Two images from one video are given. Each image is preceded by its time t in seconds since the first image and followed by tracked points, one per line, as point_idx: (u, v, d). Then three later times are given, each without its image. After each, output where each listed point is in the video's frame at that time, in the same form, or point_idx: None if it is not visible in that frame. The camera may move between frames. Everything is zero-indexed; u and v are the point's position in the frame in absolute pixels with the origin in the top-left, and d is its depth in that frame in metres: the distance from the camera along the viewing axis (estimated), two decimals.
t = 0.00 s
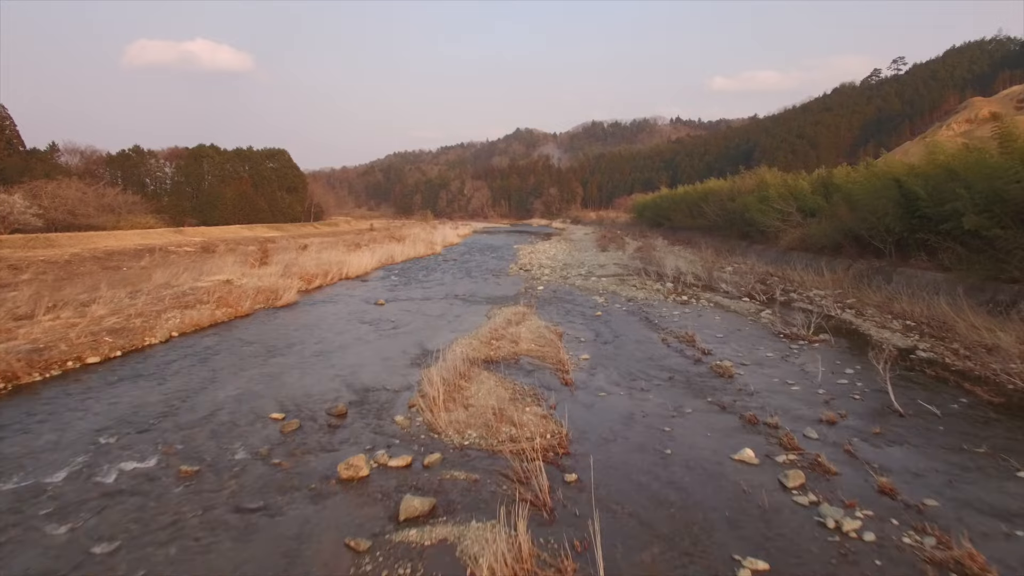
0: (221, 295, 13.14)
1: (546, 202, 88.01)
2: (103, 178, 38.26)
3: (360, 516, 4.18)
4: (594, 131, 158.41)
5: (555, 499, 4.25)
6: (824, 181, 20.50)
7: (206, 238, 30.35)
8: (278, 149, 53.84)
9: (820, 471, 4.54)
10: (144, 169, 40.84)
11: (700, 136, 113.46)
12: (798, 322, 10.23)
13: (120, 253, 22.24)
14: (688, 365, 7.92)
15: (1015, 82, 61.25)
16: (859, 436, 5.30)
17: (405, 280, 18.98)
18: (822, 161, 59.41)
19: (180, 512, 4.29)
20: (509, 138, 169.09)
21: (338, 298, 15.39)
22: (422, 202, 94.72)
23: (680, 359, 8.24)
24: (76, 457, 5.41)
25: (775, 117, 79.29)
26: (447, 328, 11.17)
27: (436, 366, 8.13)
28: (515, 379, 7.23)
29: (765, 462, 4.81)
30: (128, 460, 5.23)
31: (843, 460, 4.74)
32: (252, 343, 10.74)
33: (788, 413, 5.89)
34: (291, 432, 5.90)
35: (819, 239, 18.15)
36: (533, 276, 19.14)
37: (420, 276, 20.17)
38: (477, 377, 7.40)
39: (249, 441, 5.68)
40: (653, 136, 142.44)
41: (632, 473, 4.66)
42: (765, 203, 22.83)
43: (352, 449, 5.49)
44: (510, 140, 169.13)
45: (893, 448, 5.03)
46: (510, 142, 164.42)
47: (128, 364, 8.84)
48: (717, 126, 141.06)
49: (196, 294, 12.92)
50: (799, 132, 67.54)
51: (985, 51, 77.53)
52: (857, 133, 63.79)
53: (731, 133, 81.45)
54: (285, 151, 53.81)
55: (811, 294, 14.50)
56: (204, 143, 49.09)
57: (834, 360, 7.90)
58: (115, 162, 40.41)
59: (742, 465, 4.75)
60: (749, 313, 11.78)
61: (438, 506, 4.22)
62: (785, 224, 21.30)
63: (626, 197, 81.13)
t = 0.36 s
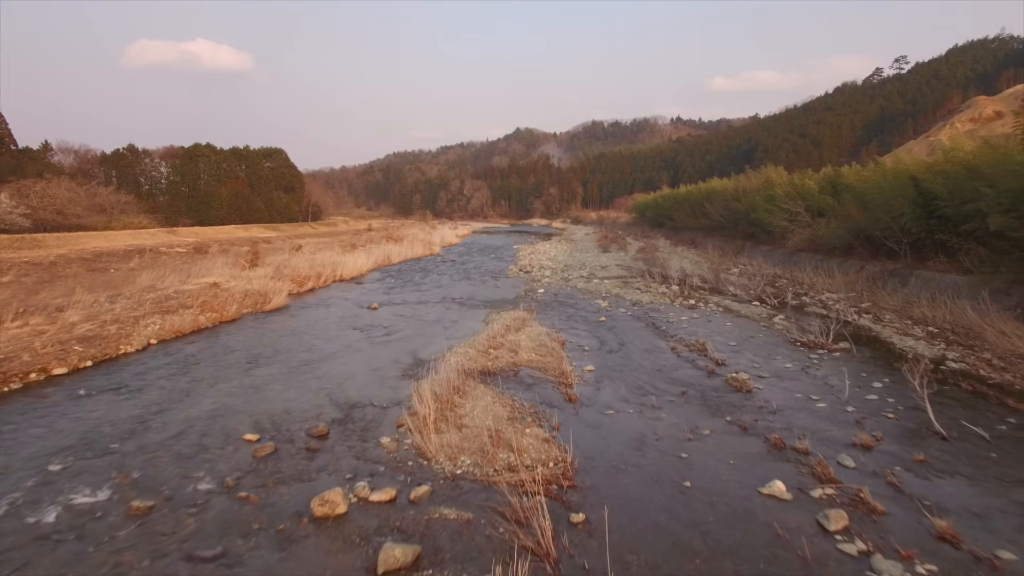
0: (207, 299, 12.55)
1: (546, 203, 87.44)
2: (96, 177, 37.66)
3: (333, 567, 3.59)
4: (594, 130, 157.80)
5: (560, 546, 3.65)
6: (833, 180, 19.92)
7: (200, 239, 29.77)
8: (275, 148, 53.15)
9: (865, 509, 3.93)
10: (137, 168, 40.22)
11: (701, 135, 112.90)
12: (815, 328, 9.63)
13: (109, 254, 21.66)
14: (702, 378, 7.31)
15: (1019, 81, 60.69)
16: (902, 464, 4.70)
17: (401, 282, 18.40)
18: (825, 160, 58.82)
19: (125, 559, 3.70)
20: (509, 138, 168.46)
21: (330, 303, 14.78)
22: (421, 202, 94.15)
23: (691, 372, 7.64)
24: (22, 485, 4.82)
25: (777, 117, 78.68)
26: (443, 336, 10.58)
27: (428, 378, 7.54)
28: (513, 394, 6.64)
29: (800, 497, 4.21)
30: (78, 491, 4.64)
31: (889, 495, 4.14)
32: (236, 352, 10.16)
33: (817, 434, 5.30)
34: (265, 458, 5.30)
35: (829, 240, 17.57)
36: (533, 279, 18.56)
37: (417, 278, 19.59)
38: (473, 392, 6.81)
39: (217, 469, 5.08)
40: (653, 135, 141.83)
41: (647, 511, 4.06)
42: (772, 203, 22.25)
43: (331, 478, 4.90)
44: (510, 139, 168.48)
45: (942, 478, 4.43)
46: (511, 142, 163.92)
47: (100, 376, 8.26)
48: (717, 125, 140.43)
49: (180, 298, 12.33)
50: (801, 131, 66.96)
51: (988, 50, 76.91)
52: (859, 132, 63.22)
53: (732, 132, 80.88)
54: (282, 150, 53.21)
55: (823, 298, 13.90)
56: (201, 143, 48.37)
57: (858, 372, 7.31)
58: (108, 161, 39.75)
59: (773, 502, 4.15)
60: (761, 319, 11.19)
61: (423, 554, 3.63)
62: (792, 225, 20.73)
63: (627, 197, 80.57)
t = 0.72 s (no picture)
0: (190, 303, 11.92)
1: (545, 202, 86.84)
2: (89, 176, 36.99)
3: None
4: (594, 130, 157.22)
5: None
6: (842, 179, 19.33)
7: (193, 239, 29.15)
8: (271, 148, 52.47)
9: (930, 562, 3.31)
10: (131, 166, 39.54)
11: (701, 135, 112.32)
12: (835, 336, 9.01)
13: (96, 255, 21.03)
14: (719, 394, 6.69)
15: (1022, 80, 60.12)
16: (961, 500, 4.08)
17: (397, 284, 17.80)
18: (828, 160, 58.23)
19: None
20: (508, 138, 167.91)
21: (321, 307, 14.15)
22: (420, 201, 93.52)
23: (707, 386, 7.01)
24: None
25: (778, 115, 78.05)
26: (438, 344, 9.96)
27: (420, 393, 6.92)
28: (513, 413, 6.03)
29: (850, 544, 3.59)
30: (11, 533, 4.01)
31: (958, 543, 3.52)
32: (218, 361, 9.54)
33: (858, 462, 4.67)
34: (233, 489, 4.67)
35: (840, 240, 16.97)
36: (533, 281, 17.97)
37: (414, 280, 18.98)
38: (469, 409, 6.20)
39: (176, 503, 4.45)
40: (654, 135, 141.19)
41: (672, 564, 3.44)
42: (779, 203, 21.67)
43: (305, 515, 4.27)
44: (509, 139, 167.90)
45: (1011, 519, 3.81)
46: (510, 142, 163.30)
47: (67, 390, 7.64)
48: (717, 125, 139.89)
49: (161, 302, 11.70)
50: (802, 130, 66.36)
51: (990, 48, 76.35)
52: (861, 131, 62.65)
53: (733, 131, 80.31)
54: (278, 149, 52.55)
55: (837, 301, 13.29)
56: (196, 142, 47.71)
57: (889, 386, 6.70)
58: (102, 160, 39.06)
59: (819, 551, 3.52)
60: (775, 325, 10.56)
61: None
62: (800, 225, 20.14)
63: (627, 197, 79.99)
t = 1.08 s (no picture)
0: (172, 307, 11.29)
1: (545, 202, 86.26)
2: (82, 176, 36.37)
3: None
4: (594, 129, 156.65)
5: None
6: (853, 178, 18.72)
7: (186, 240, 28.52)
8: (268, 147, 51.82)
9: None
10: (126, 166, 38.96)
11: (701, 134, 111.73)
12: (859, 344, 8.38)
13: (84, 256, 20.40)
14: (741, 413, 6.04)
15: None
16: None
17: (392, 287, 17.17)
18: (831, 159, 57.61)
19: None
20: (508, 137, 167.43)
21: (312, 312, 13.50)
22: (419, 201, 92.93)
23: (726, 403, 6.36)
24: None
25: (780, 114, 77.42)
26: (432, 353, 9.31)
27: (410, 412, 6.28)
28: (513, 436, 5.41)
29: None
30: None
31: None
32: (198, 372, 8.91)
33: (912, 500, 4.04)
34: (187, 532, 4.03)
35: (852, 241, 16.36)
36: (533, 283, 17.34)
37: (410, 282, 18.34)
38: (463, 431, 5.59)
39: (120, 549, 3.82)
40: (654, 134, 140.53)
41: None
42: (786, 202, 21.06)
43: (268, 568, 3.63)
44: (509, 139, 167.34)
45: None
46: (510, 142, 162.72)
47: (26, 406, 7.01)
48: (717, 125, 139.30)
49: (141, 307, 11.07)
50: (804, 130, 65.78)
51: (994, 47, 75.66)
52: (863, 131, 62.02)
53: (735, 131, 79.67)
54: (275, 149, 51.91)
55: (853, 305, 12.68)
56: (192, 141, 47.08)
57: (928, 404, 6.06)
58: (96, 159, 38.35)
59: None
60: (791, 332, 9.93)
61: None
62: (809, 226, 19.52)
63: (627, 198, 79.36)
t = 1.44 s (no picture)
0: (150, 312, 10.64)
1: (545, 202, 85.65)
2: (75, 175, 35.71)
3: None
4: (594, 129, 156.01)
5: None
6: (865, 177, 18.10)
7: (179, 240, 27.86)
8: (266, 146, 51.17)
9: None
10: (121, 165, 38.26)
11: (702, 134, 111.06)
12: (887, 355, 7.74)
13: (70, 257, 19.76)
14: (768, 437, 5.39)
15: None
16: None
17: (387, 290, 16.54)
18: (834, 159, 56.97)
19: None
20: (509, 137, 166.85)
21: (302, 317, 12.86)
22: (419, 201, 92.32)
23: (750, 425, 5.70)
24: None
25: (783, 113, 76.75)
26: (425, 364, 8.65)
27: (397, 437, 5.63)
28: (512, 467, 4.78)
29: None
30: None
31: None
32: (172, 384, 8.27)
33: (984, 556, 3.40)
34: None
35: (866, 242, 15.72)
36: (534, 285, 16.70)
37: (406, 284, 17.70)
38: (456, 459, 4.96)
39: None
40: (655, 134, 139.84)
41: None
42: (795, 202, 20.42)
43: None
44: (509, 138, 166.75)
45: None
46: (510, 142, 162.05)
47: None
48: (718, 124, 138.62)
49: (117, 312, 10.43)
50: (807, 129, 65.17)
51: (998, 46, 74.89)
52: (866, 130, 61.33)
53: (736, 130, 78.99)
54: (272, 148, 51.23)
55: (871, 310, 12.04)
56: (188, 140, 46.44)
57: (976, 426, 5.41)
58: (89, 158, 37.61)
59: None
60: (809, 342, 9.29)
61: None
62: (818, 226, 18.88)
63: (628, 198, 78.70)
